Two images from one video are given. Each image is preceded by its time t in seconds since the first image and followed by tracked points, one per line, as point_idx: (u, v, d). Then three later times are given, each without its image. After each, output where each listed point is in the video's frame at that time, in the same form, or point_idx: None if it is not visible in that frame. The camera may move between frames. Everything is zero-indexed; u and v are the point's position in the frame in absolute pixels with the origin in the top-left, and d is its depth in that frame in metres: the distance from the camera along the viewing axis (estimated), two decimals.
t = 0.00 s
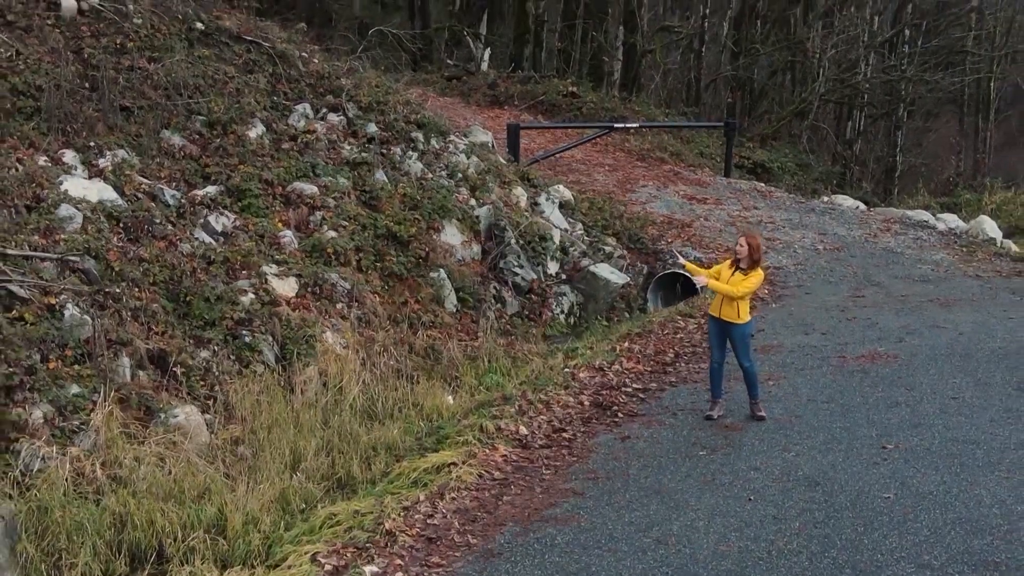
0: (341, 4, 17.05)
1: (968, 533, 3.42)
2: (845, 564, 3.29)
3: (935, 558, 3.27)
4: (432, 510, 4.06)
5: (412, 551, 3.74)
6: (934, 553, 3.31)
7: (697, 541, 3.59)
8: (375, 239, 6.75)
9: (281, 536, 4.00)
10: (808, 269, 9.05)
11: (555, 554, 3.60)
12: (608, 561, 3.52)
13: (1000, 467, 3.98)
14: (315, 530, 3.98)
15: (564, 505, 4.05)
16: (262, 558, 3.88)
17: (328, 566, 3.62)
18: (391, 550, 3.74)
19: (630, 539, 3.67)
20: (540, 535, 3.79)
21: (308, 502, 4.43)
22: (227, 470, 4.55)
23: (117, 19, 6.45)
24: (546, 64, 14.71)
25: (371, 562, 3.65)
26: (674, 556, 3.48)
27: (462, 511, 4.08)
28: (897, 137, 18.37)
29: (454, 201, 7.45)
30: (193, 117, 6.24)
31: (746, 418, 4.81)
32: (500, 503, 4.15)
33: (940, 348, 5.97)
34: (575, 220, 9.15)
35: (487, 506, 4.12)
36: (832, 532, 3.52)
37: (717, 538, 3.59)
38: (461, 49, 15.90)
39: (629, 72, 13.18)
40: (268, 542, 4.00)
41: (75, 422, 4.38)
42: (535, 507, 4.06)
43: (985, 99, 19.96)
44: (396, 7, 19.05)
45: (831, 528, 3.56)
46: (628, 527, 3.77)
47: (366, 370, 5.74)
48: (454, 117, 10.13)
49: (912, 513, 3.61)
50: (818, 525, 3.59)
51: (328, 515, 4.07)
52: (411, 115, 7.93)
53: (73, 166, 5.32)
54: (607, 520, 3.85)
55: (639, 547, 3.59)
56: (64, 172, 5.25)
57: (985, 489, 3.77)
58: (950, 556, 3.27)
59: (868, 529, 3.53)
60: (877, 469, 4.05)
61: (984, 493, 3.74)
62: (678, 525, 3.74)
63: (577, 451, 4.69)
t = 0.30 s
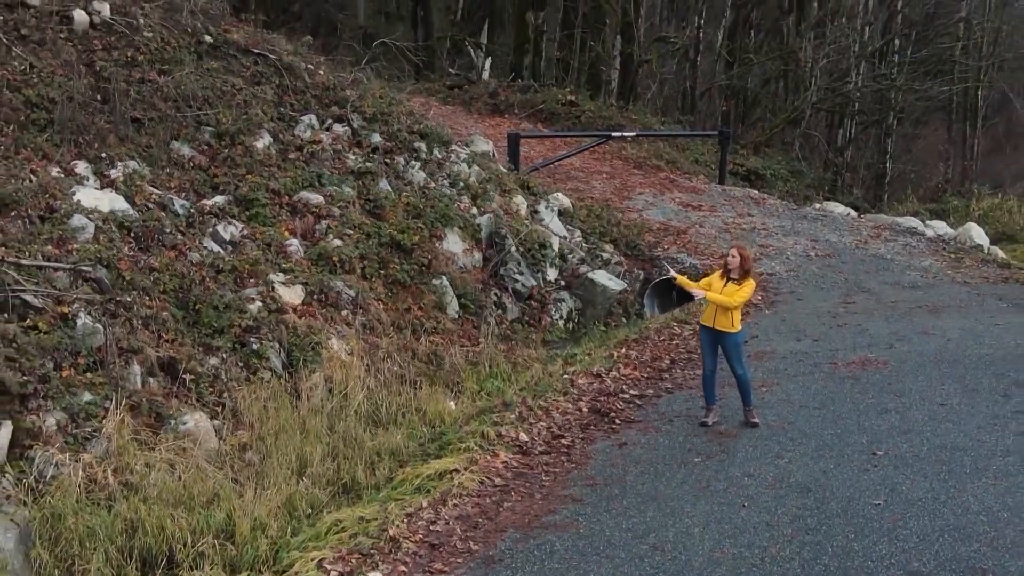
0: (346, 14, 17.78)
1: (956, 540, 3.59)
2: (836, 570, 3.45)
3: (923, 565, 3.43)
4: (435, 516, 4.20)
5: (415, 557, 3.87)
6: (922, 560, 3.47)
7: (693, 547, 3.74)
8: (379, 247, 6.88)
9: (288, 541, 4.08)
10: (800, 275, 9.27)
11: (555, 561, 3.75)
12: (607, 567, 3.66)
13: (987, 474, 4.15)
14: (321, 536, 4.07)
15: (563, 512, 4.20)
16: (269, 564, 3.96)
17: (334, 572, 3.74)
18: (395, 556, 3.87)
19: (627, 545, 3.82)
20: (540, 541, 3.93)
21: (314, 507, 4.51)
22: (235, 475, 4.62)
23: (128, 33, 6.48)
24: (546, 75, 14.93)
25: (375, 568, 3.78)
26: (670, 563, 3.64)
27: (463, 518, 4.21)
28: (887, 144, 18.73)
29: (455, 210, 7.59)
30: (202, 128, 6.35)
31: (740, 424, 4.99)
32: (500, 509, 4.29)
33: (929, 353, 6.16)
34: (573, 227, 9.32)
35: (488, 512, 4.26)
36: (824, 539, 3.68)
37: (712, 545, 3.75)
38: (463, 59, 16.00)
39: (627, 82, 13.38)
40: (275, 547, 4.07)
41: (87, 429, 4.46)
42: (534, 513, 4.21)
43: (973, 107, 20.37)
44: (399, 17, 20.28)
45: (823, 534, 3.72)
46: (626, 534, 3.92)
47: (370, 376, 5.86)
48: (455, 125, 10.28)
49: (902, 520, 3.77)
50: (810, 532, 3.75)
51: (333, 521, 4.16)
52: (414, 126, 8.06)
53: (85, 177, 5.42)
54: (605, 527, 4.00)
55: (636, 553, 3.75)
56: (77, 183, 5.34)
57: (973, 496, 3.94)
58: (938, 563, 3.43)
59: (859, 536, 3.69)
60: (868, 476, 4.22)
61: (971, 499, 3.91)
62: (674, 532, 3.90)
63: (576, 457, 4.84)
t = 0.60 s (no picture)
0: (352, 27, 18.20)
1: (940, 549, 3.72)
2: None
3: (908, 573, 3.57)
4: (437, 525, 4.36)
5: (419, 565, 4.01)
6: (908, 568, 3.61)
7: (686, 555, 3.90)
8: (383, 258, 7.04)
9: (296, 548, 4.15)
10: (790, 284, 9.56)
11: (553, 569, 3.90)
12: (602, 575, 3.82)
13: (970, 483, 4.31)
14: (328, 543, 4.17)
15: (561, 520, 4.38)
16: (278, 571, 4.02)
17: None
18: (399, 565, 4.01)
19: (623, 553, 3.98)
20: (539, 549, 4.09)
21: (321, 514, 4.58)
22: (244, 482, 4.71)
23: (141, 50, 6.61)
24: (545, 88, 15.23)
25: None
26: (664, 571, 3.78)
27: (466, 526, 4.38)
28: (874, 153, 19.19)
29: (457, 221, 7.79)
30: (213, 142, 6.49)
31: (731, 432, 5.22)
32: (501, 517, 4.46)
33: (914, 361, 6.40)
34: (571, 236, 9.55)
35: (489, 521, 4.43)
36: (813, 548, 3.83)
37: (704, 553, 3.90)
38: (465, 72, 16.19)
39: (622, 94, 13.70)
40: (283, 554, 4.13)
41: (103, 438, 4.55)
42: (533, 522, 4.38)
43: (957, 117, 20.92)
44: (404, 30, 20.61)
45: (812, 543, 3.87)
46: (621, 542, 4.08)
47: (376, 384, 6.01)
48: (455, 136, 10.49)
49: (887, 528, 3.92)
50: (799, 541, 3.90)
51: (340, 529, 4.27)
52: (417, 139, 8.24)
53: (101, 191, 5.56)
54: (601, 535, 4.16)
55: (631, 561, 3.90)
56: (93, 197, 5.48)
57: (957, 505, 4.08)
58: (923, 571, 3.57)
59: (846, 545, 3.83)
60: (856, 485, 4.40)
61: (955, 508, 4.05)
62: (668, 540, 4.06)
63: (574, 466, 5.04)
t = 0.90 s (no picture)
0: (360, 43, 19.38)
1: (921, 562, 3.96)
2: None
3: None
4: (441, 537, 4.49)
5: None
6: None
7: (678, 568, 4.12)
8: (389, 271, 7.23)
9: (306, 559, 4.28)
10: (779, 294, 9.90)
11: None
12: None
13: (951, 495, 4.56)
14: (336, 555, 4.29)
15: (559, 533, 4.55)
16: None
17: None
18: None
19: (619, 566, 4.18)
20: (538, 562, 4.26)
21: (330, 524, 4.72)
22: (255, 493, 4.82)
23: (156, 71, 6.73)
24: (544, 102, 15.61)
25: None
26: None
27: (468, 538, 4.53)
28: (859, 163, 19.71)
29: (460, 234, 8.00)
30: (225, 159, 6.64)
31: (723, 444, 5.47)
32: (502, 529, 4.61)
33: (898, 372, 6.71)
34: (569, 248, 9.81)
35: (490, 533, 4.58)
36: (800, 560, 4.06)
37: (697, 566, 4.12)
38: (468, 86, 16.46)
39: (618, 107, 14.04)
40: (293, 564, 4.26)
41: (120, 451, 4.67)
42: (533, 534, 4.54)
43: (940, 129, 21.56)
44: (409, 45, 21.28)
45: (800, 556, 4.10)
46: (618, 555, 4.28)
47: (383, 395, 6.17)
48: (455, 149, 10.72)
49: (872, 542, 4.16)
50: (788, 554, 4.13)
51: (347, 541, 4.39)
52: (421, 155, 8.45)
53: (117, 209, 5.71)
54: (598, 548, 4.36)
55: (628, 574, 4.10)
56: (110, 214, 5.64)
57: (938, 518, 4.33)
58: None
59: (832, 558, 4.07)
60: (842, 498, 4.63)
61: (937, 522, 4.30)
62: (663, 553, 4.27)
63: (571, 478, 5.23)
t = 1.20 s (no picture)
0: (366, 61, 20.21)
1: None
2: None
3: None
4: (445, 560, 4.66)
5: None
6: None
7: None
8: (394, 290, 7.43)
9: None
10: (769, 309, 10.23)
11: None
12: None
13: (933, 516, 4.77)
14: None
15: (558, 555, 4.74)
16: None
17: None
18: None
19: None
20: None
21: (339, 543, 4.88)
22: (266, 513, 4.98)
23: (172, 97, 6.84)
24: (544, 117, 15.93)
25: None
26: None
27: (470, 560, 4.70)
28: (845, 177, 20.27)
29: (462, 253, 8.22)
30: (237, 182, 6.79)
31: (715, 464, 5.74)
32: (504, 552, 4.79)
33: (882, 390, 7.03)
34: (567, 263, 10.07)
35: (492, 555, 4.76)
36: None
37: None
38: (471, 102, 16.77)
39: (614, 123, 14.36)
40: None
41: (137, 472, 4.80)
42: (533, 556, 4.72)
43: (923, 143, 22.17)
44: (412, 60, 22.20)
45: None
46: None
47: (390, 412, 6.35)
48: (455, 166, 10.95)
49: (857, 564, 4.36)
50: None
51: (356, 564, 4.53)
52: (425, 175, 8.65)
53: (134, 232, 5.85)
54: (594, 570, 4.54)
55: None
56: (127, 238, 5.79)
57: (921, 541, 4.52)
58: None
59: None
60: (829, 519, 4.86)
61: (920, 544, 4.48)
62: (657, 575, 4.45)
63: (570, 499, 5.45)
